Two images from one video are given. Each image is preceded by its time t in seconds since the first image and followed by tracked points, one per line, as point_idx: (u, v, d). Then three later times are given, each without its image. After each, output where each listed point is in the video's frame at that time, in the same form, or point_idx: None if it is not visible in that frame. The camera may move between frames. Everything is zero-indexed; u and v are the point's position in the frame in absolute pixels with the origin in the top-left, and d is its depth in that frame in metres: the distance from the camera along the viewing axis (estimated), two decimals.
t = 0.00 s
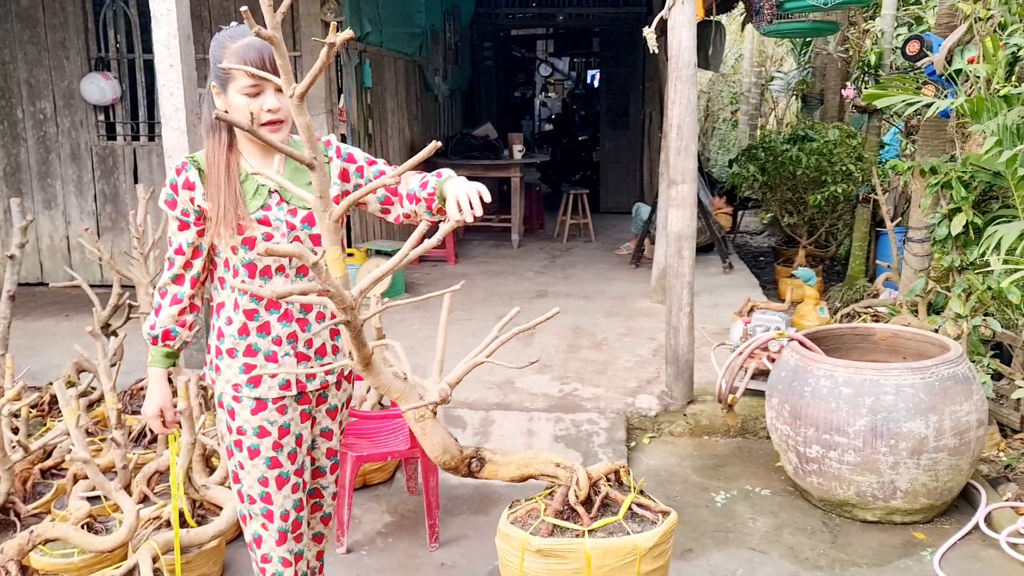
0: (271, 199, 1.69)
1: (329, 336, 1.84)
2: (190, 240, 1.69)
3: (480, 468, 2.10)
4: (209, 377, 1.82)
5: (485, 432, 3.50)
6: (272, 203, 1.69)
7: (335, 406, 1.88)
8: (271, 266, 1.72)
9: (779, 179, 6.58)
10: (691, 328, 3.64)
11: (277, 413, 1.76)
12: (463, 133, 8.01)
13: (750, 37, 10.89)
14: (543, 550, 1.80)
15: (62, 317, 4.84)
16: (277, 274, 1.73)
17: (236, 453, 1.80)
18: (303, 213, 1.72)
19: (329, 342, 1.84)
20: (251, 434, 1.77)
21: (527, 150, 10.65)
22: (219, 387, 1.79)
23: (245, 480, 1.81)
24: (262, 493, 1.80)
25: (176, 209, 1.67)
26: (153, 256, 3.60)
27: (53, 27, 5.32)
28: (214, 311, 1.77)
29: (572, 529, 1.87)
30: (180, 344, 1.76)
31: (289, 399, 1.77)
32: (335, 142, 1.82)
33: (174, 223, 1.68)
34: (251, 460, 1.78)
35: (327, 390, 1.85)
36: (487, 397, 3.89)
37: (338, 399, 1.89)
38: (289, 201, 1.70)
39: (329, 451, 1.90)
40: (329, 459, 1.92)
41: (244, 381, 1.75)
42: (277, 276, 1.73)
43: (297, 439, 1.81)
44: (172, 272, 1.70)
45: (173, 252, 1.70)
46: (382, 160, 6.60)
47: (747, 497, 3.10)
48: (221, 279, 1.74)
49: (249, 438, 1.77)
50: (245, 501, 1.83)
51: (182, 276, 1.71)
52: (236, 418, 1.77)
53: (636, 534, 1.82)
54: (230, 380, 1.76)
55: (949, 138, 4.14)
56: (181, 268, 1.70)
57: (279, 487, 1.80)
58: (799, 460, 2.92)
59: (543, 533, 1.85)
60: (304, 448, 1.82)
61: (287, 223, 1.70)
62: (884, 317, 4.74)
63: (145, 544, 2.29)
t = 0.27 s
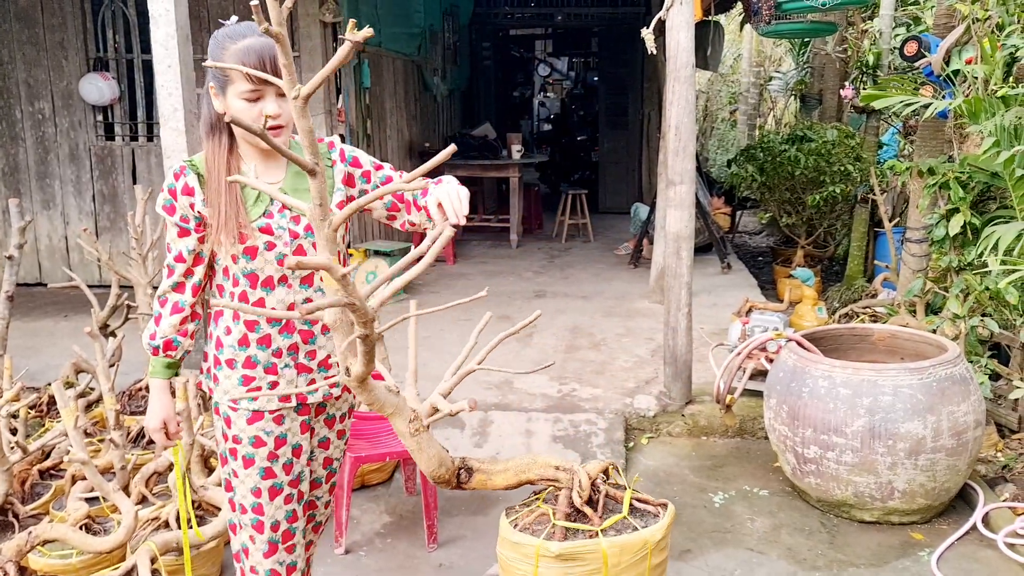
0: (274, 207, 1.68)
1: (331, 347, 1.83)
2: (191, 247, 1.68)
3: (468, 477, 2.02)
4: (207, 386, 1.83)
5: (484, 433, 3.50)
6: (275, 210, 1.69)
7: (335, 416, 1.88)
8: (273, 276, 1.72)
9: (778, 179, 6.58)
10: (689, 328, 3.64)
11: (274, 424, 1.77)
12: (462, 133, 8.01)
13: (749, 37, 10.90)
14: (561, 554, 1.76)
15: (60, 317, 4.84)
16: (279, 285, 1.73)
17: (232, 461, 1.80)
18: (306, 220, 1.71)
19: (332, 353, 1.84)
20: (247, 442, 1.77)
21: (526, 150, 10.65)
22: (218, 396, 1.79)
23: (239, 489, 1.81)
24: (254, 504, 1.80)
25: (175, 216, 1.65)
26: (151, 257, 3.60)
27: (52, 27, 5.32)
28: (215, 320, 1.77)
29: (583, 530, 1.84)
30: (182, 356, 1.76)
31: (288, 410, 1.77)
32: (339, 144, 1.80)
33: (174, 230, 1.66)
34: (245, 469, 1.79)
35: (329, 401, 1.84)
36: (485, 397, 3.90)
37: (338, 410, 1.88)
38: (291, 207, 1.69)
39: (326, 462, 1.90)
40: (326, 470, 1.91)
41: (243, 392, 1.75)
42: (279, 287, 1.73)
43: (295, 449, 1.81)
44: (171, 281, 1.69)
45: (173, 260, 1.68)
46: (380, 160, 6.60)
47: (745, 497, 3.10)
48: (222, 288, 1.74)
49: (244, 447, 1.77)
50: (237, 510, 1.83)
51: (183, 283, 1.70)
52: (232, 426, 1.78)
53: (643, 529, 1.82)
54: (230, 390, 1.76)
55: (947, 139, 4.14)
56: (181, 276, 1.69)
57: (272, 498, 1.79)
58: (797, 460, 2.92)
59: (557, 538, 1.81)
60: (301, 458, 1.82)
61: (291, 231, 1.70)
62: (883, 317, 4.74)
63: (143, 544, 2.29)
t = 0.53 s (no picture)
0: (265, 210, 1.67)
1: (326, 353, 1.82)
2: (179, 251, 1.67)
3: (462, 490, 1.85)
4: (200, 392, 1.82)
5: (481, 433, 3.50)
6: (266, 213, 1.68)
7: (333, 421, 1.88)
8: (265, 282, 1.70)
9: (775, 178, 6.58)
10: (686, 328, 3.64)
11: (267, 430, 1.75)
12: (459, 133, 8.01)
13: (747, 36, 10.90)
14: (579, 555, 1.75)
15: (57, 317, 4.83)
16: (271, 291, 1.71)
17: (223, 466, 1.79)
18: (299, 223, 1.70)
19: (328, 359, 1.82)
20: (238, 449, 1.76)
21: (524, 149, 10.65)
22: (210, 402, 1.79)
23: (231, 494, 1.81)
24: (246, 511, 1.79)
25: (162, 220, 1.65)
26: (147, 256, 3.60)
27: (48, 26, 5.31)
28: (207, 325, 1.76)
29: (593, 528, 1.84)
30: (167, 360, 1.74)
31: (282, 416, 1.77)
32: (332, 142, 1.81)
33: (162, 233, 1.66)
34: (237, 475, 1.78)
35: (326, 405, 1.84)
36: (482, 397, 3.90)
37: (336, 414, 1.87)
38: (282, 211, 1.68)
39: (325, 464, 1.90)
40: (324, 473, 1.92)
41: (237, 400, 1.76)
42: (271, 292, 1.72)
43: (287, 455, 1.80)
44: (159, 285, 1.68)
45: (161, 263, 1.67)
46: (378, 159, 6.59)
47: (742, 496, 3.10)
48: (211, 292, 1.73)
49: (236, 454, 1.76)
50: (228, 515, 1.83)
51: (171, 287, 1.69)
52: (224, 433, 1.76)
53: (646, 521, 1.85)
54: (223, 395, 1.76)
55: (944, 138, 4.14)
56: (168, 279, 1.68)
57: (263, 504, 1.79)
58: (794, 459, 2.92)
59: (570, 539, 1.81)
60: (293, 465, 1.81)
61: (282, 235, 1.69)
62: (880, 316, 4.74)
63: (138, 544, 2.29)
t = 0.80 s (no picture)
0: (253, 212, 1.66)
1: (318, 356, 1.81)
2: (168, 254, 1.67)
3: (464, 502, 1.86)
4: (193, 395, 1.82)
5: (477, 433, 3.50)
6: (255, 215, 1.67)
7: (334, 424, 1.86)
8: (255, 286, 1.69)
9: (773, 178, 6.58)
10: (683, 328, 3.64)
11: (262, 434, 1.79)
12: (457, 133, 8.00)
13: (746, 36, 10.91)
14: (596, 553, 1.78)
15: (53, 317, 4.82)
16: (261, 294, 1.70)
17: (218, 472, 1.79)
18: (289, 224, 1.69)
19: (320, 363, 1.81)
20: (233, 455, 1.75)
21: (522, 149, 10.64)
22: (204, 406, 1.79)
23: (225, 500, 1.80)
24: (240, 516, 1.78)
25: (150, 222, 1.65)
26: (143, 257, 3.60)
27: (45, 25, 5.30)
28: (199, 328, 1.76)
29: (601, 526, 1.88)
30: (156, 364, 1.74)
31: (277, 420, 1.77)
32: (321, 139, 1.82)
33: (150, 236, 1.66)
34: (231, 481, 1.77)
35: (323, 408, 1.83)
36: (479, 397, 3.90)
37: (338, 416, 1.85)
38: (272, 213, 1.67)
39: (333, 471, 1.89)
40: (335, 480, 1.90)
41: (229, 406, 1.75)
42: (262, 296, 1.70)
43: (283, 459, 1.80)
44: (148, 288, 1.68)
45: (149, 266, 1.67)
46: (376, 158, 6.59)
47: (739, 496, 3.10)
48: (201, 295, 1.73)
49: (231, 459, 1.76)
50: (222, 520, 1.82)
51: (159, 290, 1.69)
52: (219, 437, 1.77)
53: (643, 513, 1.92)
54: (216, 400, 1.76)
55: (941, 137, 4.14)
56: (156, 282, 1.68)
57: (258, 509, 1.78)
58: (791, 459, 2.92)
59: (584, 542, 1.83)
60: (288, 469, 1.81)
61: (272, 237, 1.67)
62: (878, 316, 4.74)
63: (133, 545, 2.28)
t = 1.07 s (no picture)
0: (253, 214, 1.66)
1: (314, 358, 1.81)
2: (164, 256, 1.67)
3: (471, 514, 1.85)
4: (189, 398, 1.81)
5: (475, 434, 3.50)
6: (254, 217, 1.66)
7: (335, 428, 1.84)
8: (253, 290, 1.68)
9: (771, 179, 6.59)
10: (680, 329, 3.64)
11: (262, 438, 1.77)
12: (455, 133, 8.00)
13: (743, 37, 10.92)
14: (613, 549, 1.83)
15: (50, 318, 4.81)
16: (259, 298, 1.69)
17: (218, 478, 1.78)
18: (287, 227, 1.68)
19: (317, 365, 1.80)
20: (234, 459, 1.75)
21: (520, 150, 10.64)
22: (200, 410, 1.78)
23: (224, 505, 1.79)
24: (240, 522, 1.77)
25: (146, 224, 1.64)
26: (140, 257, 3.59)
27: (42, 26, 5.29)
28: (194, 331, 1.76)
29: (608, 523, 1.93)
30: (150, 368, 1.71)
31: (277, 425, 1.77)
32: (317, 138, 1.82)
33: (146, 237, 1.65)
34: (231, 486, 1.76)
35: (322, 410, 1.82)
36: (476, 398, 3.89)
37: (337, 419, 1.84)
38: (270, 215, 1.66)
39: (335, 477, 1.81)
40: (339, 488, 1.82)
41: (225, 410, 1.74)
42: (259, 300, 1.69)
43: (285, 463, 1.81)
44: (144, 291, 1.68)
45: (145, 268, 1.67)
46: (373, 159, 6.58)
47: (737, 497, 3.09)
48: (197, 298, 1.72)
49: (231, 464, 1.75)
50: (222, 525, 1.81)
51: (154, 293, 1.69)
52: (218, 443, 1.76)
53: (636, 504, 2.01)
54: (212, 404, 1.75)
55: (939, 138, 4.14)
56: (152, 285, 1.68)
57: (258, 515, 1.78)
58: (788, 460, 2.91)
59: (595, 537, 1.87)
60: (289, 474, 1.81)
61: (270, 241, 1.66)
62: (876, 316, 4.75)
63: (129, 547, 2.28)
